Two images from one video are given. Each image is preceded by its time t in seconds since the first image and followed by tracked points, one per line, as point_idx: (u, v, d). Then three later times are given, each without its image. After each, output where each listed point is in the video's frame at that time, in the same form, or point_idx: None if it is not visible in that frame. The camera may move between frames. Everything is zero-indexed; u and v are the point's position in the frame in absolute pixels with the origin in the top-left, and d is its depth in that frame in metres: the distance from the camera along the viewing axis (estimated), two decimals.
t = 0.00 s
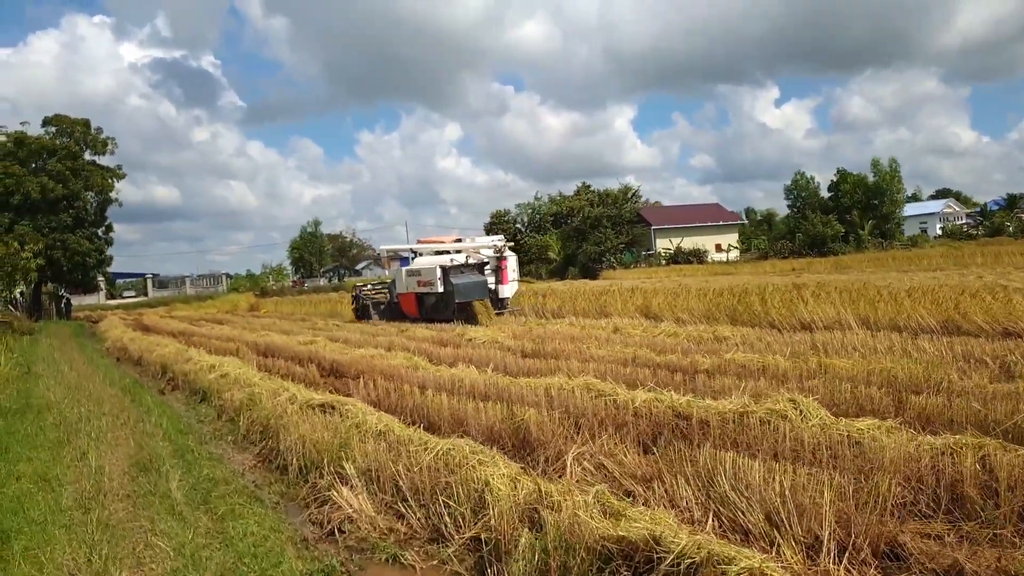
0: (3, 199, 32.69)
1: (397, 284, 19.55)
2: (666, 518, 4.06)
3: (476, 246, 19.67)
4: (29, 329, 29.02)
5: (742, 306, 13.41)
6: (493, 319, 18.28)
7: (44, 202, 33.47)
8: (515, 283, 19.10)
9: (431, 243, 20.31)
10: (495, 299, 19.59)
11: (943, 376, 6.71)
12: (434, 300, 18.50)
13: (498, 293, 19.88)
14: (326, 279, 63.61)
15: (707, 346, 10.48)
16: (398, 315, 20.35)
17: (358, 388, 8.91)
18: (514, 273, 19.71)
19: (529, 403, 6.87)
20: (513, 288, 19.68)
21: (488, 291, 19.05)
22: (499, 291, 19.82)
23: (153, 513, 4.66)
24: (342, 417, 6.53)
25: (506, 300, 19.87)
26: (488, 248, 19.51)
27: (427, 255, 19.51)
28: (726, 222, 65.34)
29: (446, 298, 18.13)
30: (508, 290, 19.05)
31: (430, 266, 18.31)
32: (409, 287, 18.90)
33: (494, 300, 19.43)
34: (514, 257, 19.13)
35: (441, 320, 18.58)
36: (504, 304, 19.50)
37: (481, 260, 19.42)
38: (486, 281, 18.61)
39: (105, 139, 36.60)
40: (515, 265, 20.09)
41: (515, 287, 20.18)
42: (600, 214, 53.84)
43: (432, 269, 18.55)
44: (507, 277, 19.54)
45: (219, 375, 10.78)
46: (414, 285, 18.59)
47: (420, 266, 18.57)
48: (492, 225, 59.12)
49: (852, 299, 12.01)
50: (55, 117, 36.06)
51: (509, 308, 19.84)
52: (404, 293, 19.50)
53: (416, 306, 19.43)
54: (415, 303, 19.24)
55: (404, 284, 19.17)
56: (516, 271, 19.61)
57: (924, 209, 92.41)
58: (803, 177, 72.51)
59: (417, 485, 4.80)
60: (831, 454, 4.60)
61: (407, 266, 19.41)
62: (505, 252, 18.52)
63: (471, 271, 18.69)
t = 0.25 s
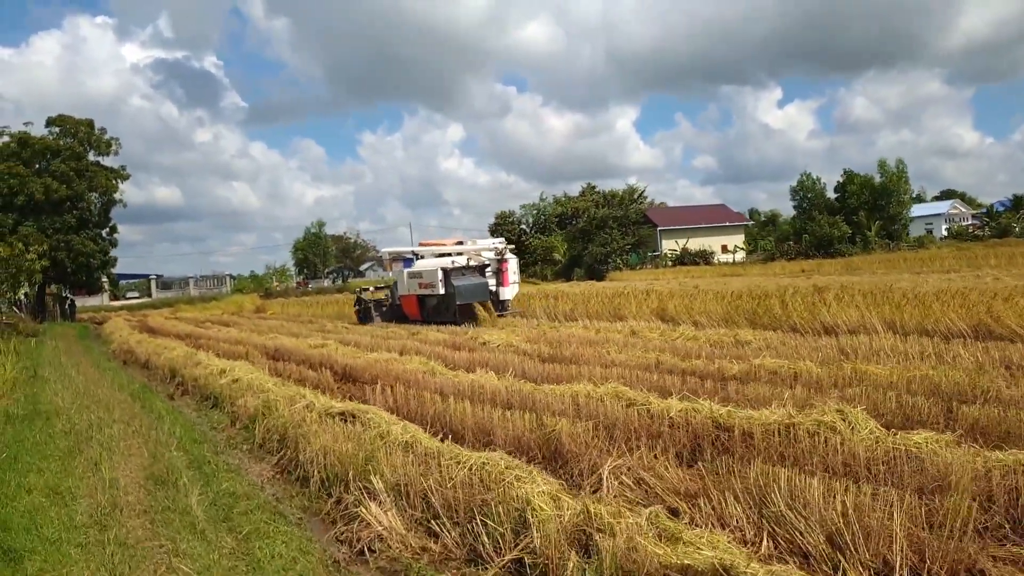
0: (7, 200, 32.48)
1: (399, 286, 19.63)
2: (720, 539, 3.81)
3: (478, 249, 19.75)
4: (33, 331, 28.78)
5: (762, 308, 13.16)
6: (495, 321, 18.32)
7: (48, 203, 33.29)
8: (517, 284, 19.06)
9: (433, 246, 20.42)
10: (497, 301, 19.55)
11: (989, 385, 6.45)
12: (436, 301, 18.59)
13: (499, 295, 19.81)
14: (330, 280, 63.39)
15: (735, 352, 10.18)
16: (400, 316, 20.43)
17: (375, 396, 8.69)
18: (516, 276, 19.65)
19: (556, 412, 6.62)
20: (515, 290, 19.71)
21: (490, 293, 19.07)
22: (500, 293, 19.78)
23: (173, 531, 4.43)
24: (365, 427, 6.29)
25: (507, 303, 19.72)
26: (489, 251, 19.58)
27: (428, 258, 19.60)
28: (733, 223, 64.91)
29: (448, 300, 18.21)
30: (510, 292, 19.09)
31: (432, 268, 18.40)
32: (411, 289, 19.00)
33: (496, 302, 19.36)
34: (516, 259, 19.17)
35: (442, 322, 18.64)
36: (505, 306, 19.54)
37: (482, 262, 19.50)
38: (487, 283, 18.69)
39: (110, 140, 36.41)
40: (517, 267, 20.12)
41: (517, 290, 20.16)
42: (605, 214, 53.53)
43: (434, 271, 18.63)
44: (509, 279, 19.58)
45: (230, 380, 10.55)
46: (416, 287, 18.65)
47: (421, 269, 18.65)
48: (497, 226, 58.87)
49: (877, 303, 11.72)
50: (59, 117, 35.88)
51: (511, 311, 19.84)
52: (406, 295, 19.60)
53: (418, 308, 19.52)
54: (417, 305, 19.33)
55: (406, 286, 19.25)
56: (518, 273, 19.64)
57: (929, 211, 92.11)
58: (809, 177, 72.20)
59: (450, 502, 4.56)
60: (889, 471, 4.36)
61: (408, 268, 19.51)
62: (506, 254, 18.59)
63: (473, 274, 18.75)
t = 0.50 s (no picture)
0: (9, 199, 32.25)
1: (399, 285, 19.80)
2: (766, 549, 3.61)
3: (477, 249, 19.96)
4: (35, 330, 28.60)
5: (777, 307, 12.98)
6: (494, 320, 18.42)
7: (50, 202, 33.11)
8: (517, 284, 19.10)
9: (433, 245, 20.55)
10: (497, 301, 19.61)
11: None
12: (435, 300, 18.71)
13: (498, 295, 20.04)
14: (332, 279, 63.20)
15: (756, 351, 9.91)
16: (399, 315, 20.52)
17: (386, 398, 8.48)
18: (515, 275, 19.70)
19: (577, 412, 6.41)
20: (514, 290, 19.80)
21: (489, 292, 19.21)
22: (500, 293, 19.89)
23: (186, 540, 4.23)
24: (382, 429, 6.09)
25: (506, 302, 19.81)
26: (489, 251, 19.69)
27: (428, 257, 19.82)
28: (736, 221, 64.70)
29: (447, 299, 18.34)
30: (509, 291, 19.18)
31: (431, 267, 18.53)
32: (411, 288, 19.19)
33: (495, 302, 19.42)
34: (515, 259, 19.27)
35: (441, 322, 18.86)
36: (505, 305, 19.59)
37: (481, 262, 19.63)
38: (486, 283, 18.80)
39: (112, 138, 36.22)
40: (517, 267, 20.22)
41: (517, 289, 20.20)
42: (609, 212, 53.30)
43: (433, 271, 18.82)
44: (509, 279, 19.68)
45: (238, 380, 10.36)
46: (416, 286, 18.85)
47: (421, 268, 18.78)
48: (500, 224, 58.67)
49: (894, 301, 11.52)
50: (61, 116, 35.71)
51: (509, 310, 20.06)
52: (405, 293, 19.72)
53: (418, 307, 19.64)
54: (416, 304, 19.45)
55: (406, 285, 19.44)
56: (518, 273, 19.73)
57: (932, 209, 91.81)
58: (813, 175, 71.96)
59: (476, 508, 4.36)
60: (939, 476, 4.15)
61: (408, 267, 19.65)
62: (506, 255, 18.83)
63: (472, 273, 18.97)
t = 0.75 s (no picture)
0: (10, 198, 32.00)
1: (399, 284, 19.88)
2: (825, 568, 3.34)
3: (476, 249, 20.07)
4: (37, 331, 28.36)
5: (795, 306, 12.72)
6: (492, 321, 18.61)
7: (52, 202, 32.89)
8: (515, 285, 19.40)
9: (433, 245, 20.60)
10: (495, 301, 19.88)
11: None
12: (434, 301, 18.81)
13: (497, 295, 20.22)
14: (334, 279, 62.96)
15: (779, 352, 9.65)
16: (398, 315, 20.59)
17: (399, 400, 8.24)
18: (514, 276, 19.98)
19: (601, 416, 6.15)
20: (513, 291, 20.07)
21: (488, 293, 19.43)
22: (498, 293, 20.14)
23: (198, 557, 3.98)
24: (400, 434, 5.84)
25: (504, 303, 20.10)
26: (488, 251, 19.88)
27: (427, 257, 19.90)
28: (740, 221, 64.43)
29: (446, 299, 18.46)
30: (508, 292, 19.44)
31: (431, 268, 18.65)
32: (410, 288, 19.30)
33: (493, 302, 19.70)
34: (514, 260, 19.53)
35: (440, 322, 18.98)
36: (503, 305, 19.88)
37: (480, 263, 19.83)
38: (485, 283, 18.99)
39: (114, 138, 36.01)
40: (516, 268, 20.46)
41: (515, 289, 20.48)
42: (612, 212, 53.00)
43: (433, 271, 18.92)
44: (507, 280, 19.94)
45: (245, 382, 10.12)
46: (415, 286, 18.96)
47: (420, 268, 18.90)
48: (503, 224, 58.42)
49: (914, 300, 11.27)
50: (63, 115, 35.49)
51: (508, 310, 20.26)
52: (404, 293, 19.82)
53: (417, 307, 19.74)
54: (415, 304, 19.53)
55: (405, 285, 19.53)
56: (516, 274, 20.00)
57: (936, 209, 91.45)
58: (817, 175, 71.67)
59: (505, 521, 4.10)
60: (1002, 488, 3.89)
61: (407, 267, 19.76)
62: (505, 256, 18.97)
63: (471, 274, 19.08)
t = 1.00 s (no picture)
0: (10, 196, 31.75)
1: (396, 282, 19.99)
2: None
3: (473, 246, 20.23)
4: (37, 330, 28.13)
5: (810, 304, 12.49)
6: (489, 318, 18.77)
7: (52, 199, 32.65)
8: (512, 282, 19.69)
9: (431, 243, 20.65)
10: (491, 299, 20.13)
11: None
12: (431, 298, 18.91)
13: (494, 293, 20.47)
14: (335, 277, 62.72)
15: (798, 351, 9.39)
16: (395, 313, 20.68)
17: (409, 401, 8.01)
18: (510, 274, 20.27)
19: (622, 419, 5.92)
20: (509, 289, 20.30)
21: (485, 290, 19.65)
22: (495, 291, 20.39)
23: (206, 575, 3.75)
24: (415, 440, 5.60)
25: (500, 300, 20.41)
26: (484, 249, 20.04)
27: (424, 255, 20.01)
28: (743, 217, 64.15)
29: (443, 297, 18.58)
30: (504, 290, 19.65)
31: (428, 266, 18.76)
32: (407, 286, 19.42)
33: (490, 300, 19.98)
34: (511, 258, 19.72)
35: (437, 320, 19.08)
36: (499, 303, 20.16)
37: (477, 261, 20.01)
38: (482, 281, 19.15)
39: (114, 135, 35.76)
40: (512, 265, 20.66)
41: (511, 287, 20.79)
42: (614, 209, 52.70)
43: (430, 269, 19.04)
44: (503, 278, 20.14)
45: (249, 383, 9.89)
46: (412, 284, 19.06)
47: (417, 266, 19.01)
48: (505, 221, 58.18)
49: (933, 297, 11.01)
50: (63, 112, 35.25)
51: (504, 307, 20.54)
52: (401, 291, 19.91)
53: (413, 305, 19.85)
54: (412, 302, 19.62)
55: (402, 283, 19.62)
56: (512, 272, 20.20)
57: (940, 205, 91.04)
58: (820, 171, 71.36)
59: (533, 534, 3.86)
60: None
61: (404, 265, 19.85)
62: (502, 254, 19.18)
63: (468, 272, 19.23)
